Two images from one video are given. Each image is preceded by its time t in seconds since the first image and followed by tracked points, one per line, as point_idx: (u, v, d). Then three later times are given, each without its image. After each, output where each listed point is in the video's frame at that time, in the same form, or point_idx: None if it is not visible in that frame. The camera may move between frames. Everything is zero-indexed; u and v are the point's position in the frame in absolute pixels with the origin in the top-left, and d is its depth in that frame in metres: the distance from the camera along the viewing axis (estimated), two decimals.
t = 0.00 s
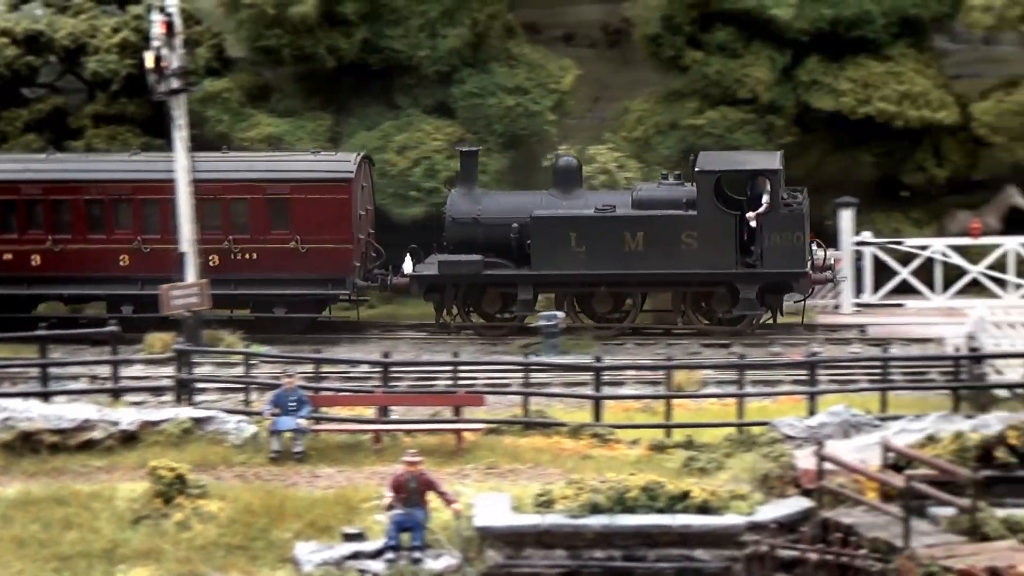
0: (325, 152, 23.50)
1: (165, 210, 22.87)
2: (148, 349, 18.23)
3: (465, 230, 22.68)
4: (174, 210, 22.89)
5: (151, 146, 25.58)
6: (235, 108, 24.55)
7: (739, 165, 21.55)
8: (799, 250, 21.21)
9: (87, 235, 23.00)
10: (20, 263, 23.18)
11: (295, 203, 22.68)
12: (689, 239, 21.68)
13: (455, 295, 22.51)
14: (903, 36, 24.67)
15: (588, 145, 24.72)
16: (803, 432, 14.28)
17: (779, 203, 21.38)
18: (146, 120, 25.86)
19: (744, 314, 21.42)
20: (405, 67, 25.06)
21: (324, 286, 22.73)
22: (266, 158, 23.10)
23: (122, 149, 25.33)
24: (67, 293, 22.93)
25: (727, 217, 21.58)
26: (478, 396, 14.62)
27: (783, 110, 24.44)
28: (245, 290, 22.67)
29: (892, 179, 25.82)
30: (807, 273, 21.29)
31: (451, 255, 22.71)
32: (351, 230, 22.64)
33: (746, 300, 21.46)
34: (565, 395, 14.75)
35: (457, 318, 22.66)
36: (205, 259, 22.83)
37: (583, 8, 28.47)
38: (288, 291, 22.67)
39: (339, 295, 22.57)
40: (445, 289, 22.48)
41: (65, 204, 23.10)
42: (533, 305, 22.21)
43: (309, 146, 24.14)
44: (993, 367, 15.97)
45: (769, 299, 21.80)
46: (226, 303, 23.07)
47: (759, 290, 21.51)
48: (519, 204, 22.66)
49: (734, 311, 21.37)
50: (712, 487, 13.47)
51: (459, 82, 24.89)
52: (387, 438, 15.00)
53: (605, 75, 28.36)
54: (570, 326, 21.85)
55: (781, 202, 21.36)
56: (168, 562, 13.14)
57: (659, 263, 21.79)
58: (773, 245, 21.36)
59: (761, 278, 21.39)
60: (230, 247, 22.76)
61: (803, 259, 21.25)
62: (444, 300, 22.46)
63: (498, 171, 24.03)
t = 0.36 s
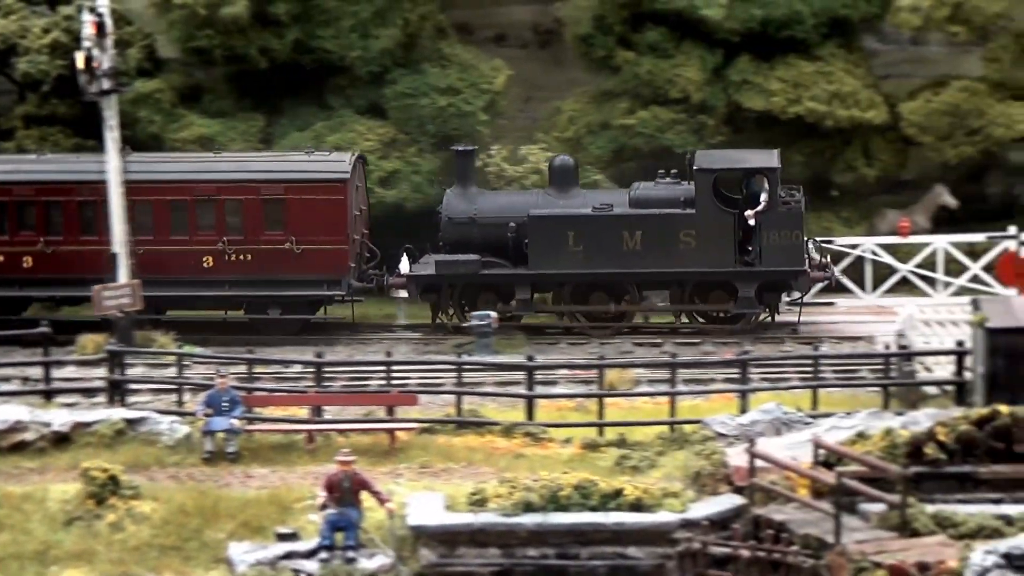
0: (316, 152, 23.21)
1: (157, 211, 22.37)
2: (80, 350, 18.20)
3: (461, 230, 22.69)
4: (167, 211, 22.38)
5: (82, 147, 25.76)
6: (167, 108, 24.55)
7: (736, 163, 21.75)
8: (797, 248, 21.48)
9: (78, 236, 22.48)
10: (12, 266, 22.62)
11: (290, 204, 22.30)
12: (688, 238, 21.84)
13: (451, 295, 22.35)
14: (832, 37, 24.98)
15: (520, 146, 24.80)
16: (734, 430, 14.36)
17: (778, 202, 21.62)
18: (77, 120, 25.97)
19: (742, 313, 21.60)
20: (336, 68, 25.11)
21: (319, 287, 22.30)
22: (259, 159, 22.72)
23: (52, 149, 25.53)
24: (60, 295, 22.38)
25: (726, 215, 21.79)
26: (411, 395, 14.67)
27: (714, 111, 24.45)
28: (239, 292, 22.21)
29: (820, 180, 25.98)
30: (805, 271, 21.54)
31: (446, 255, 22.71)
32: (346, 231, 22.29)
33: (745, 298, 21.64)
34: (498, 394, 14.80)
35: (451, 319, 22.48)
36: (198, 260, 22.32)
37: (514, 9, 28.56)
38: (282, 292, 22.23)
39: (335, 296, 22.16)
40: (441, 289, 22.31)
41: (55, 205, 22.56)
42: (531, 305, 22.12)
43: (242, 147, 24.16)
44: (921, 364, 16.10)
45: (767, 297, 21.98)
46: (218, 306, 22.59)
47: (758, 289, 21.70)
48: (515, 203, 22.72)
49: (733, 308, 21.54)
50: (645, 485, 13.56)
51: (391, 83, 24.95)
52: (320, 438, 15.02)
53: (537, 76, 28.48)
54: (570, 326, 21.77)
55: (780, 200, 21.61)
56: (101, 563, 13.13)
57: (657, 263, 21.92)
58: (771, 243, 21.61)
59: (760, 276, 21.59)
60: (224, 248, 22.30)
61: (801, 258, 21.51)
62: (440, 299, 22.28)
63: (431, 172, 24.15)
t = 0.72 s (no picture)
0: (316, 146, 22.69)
1: (162, 209, 21.83)
2: (15, 349, 18.15)
3: (465, 228, 22.11)
4: (170, 209, 21.85)
5: (19, 145, 25.70)
6: (103, 107, 24.47)
7: (746, 161, 21.33)
8: (806, 248, 21.18)
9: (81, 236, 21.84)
10: (12, 264, 21.95)
11: (294, 202, 21.84)
12: (695, 237, 21.46)
13: (456, 293, 21.90)
14: (768, 36, 25.21)
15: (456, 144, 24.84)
16: (670, 428, 14.43)
17: (787, 201, 21.28)
18: (14, 117, 25.90)
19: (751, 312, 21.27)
20: (274, 67, 25.14)
21: (323, 285, 21.97)
22: (260, 154, 22.19)
23: None
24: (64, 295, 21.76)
25: (735, 214, 21.42)
26: (348, 394, 14.69)
27: (650, 111, 24.40)
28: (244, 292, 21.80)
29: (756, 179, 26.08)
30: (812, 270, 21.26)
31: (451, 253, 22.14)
32: (351, 230, 21.89)
33: (752, 297, 21.34)
34: (435, 393, 14.83)
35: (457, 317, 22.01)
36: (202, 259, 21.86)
37: (450, 8, 28.58)
38: (288, 292, 21.82)
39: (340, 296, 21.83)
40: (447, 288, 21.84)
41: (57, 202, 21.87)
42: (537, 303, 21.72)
43: (178, 145, 24.19)
44: (855, 362, 16.21)
45: (772, 296, 21.70)
46: (221, 304, 22.15)
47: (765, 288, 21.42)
48: (520, 201, 22.17)
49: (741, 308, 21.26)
50: (580, 483, 13.61)
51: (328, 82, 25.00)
52: (257, 436, 15.03)
53: (472, 74, 28.53)
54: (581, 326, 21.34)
55: (788, 199, 21.27)
56: (37, 563, 13.08)
57: (665, 262, 21.56)
58: (779, 242, 21.29)
59: (767, 276, 21.30)
60: (228, 246, 21.84)
61: (809, 258, 21.22)
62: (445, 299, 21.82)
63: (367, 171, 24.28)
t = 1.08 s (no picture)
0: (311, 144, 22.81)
1: (158, 206, 21.83)
2: None
3: (464, 224, 22.19)
4: (166, 206, 21.86)
5: None
6: (34, 103, 24.38)
7: (747, 158, 21.36)
8: (804, 246, 21.27)
9: (76, 232, 21.82)
10: (5, 261, 21.85)
11: (290, 199, 21.91)
12: (694, 234, 21.51)
13: (454, 289, 22.04)
14: (700, 36, 25.31)
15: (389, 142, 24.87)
16: (599, 425, 14.50)
17: (786, 198, 21.36)
18: None
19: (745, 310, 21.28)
20: (207, 65, 25.13)
21: (321, 283, 22.00)
22: (255, 151, 22.24)
23: None
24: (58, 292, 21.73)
25: (734, 212, 21.47)
26: (278, 391, 14.68)
27: (581, 108, 24.55)
28: (241, 289, 21.81)
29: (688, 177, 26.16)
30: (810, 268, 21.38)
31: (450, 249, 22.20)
32: (347, 227, 21.98)
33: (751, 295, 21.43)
34: (365, 389, 14.85)
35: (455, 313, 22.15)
36: (197, 256, 21.87)
37: (383, 6, 28.57)
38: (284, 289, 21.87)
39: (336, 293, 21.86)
40: (445, 283, 22.00)
41: (51, 198, 21.86)
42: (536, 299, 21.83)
43: (110, 142, 24.22)
44: (786, 360, 16.27)
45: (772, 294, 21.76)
46: (216, 301, 22.17)
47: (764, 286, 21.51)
48: (519, 197, 22.24)
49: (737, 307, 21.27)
50: (509, 480, 13.70)
51: (260, 79, 25.01)
52: (188, 433, 15.01)
53: (405, 71, 28.55)
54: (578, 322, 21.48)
55: (787, 197, 21.35)
56: None
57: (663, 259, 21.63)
58: (779, 241, 21.38)
59: (765, 274, 21.39)
60: (224, 243, 21.86)
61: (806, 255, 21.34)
62: (444, 294, 21.98)
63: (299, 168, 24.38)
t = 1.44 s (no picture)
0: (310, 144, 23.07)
1: (155, 204, 22.01)
2: None
3: (463, 223, 22.63)
4: (164, 205, 22.04)
5: None
6: None
7: (745, 158, 21.90)
8: (803, 244, 21.87)
9: (72, 230, 21.92)
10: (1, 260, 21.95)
11: (288, 198, 22.13)
12: (694, 233, 22.08)
13: (452, 288, 22.35)
14: (632, 36, 25.38)
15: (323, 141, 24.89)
16: (528, 424, 14.55)
17: (785, 198, 21.93)
18: None
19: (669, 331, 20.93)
20: (141, 63, 25.10)
21: (318, 282, 22.21)
22: (253, 150, 22.46)
23: None
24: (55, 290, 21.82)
25: (733, 211, 22.05)
26: (208, 390, 14.68)
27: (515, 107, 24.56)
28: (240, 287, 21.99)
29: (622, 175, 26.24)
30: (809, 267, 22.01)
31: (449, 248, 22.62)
32: (345, 226, 22.18)
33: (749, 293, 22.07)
34: (295, 388, 14.86)
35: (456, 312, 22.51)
36: (194, 255, 22.04)
37: (316, 5, 28.54)
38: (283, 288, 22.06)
39: (335, 291, 22.08)
40: (443, 282, 22.31)
41: (47, 197, 21.94)
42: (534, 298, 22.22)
43: (43, 141, 24.13)
44: (715, 360, 16.35)
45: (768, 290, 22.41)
46: (215, 300, 22.33)
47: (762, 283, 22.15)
48: (517, 197, 22.70)
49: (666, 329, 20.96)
50: (439, 478, 13.73)
51: (193, 77, 24.99)
52: (118, 432, 15.01)
53: (339, 70, 28.56)
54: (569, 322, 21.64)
55: (786, 196, 21.90)
56: None
57: (662, 258, 22.17)
58: (778, 238, 21.96)
59: (764, 272, 22.04)
60: (222, 242, 22.05)
61: (806, 254, 21.93)
62: (441, 293, 22.31)
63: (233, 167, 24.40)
